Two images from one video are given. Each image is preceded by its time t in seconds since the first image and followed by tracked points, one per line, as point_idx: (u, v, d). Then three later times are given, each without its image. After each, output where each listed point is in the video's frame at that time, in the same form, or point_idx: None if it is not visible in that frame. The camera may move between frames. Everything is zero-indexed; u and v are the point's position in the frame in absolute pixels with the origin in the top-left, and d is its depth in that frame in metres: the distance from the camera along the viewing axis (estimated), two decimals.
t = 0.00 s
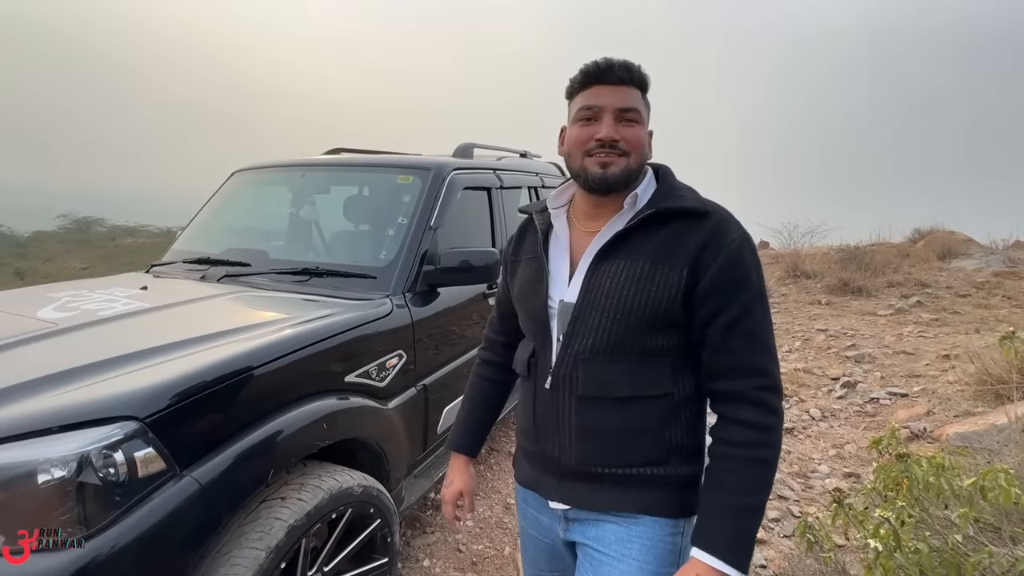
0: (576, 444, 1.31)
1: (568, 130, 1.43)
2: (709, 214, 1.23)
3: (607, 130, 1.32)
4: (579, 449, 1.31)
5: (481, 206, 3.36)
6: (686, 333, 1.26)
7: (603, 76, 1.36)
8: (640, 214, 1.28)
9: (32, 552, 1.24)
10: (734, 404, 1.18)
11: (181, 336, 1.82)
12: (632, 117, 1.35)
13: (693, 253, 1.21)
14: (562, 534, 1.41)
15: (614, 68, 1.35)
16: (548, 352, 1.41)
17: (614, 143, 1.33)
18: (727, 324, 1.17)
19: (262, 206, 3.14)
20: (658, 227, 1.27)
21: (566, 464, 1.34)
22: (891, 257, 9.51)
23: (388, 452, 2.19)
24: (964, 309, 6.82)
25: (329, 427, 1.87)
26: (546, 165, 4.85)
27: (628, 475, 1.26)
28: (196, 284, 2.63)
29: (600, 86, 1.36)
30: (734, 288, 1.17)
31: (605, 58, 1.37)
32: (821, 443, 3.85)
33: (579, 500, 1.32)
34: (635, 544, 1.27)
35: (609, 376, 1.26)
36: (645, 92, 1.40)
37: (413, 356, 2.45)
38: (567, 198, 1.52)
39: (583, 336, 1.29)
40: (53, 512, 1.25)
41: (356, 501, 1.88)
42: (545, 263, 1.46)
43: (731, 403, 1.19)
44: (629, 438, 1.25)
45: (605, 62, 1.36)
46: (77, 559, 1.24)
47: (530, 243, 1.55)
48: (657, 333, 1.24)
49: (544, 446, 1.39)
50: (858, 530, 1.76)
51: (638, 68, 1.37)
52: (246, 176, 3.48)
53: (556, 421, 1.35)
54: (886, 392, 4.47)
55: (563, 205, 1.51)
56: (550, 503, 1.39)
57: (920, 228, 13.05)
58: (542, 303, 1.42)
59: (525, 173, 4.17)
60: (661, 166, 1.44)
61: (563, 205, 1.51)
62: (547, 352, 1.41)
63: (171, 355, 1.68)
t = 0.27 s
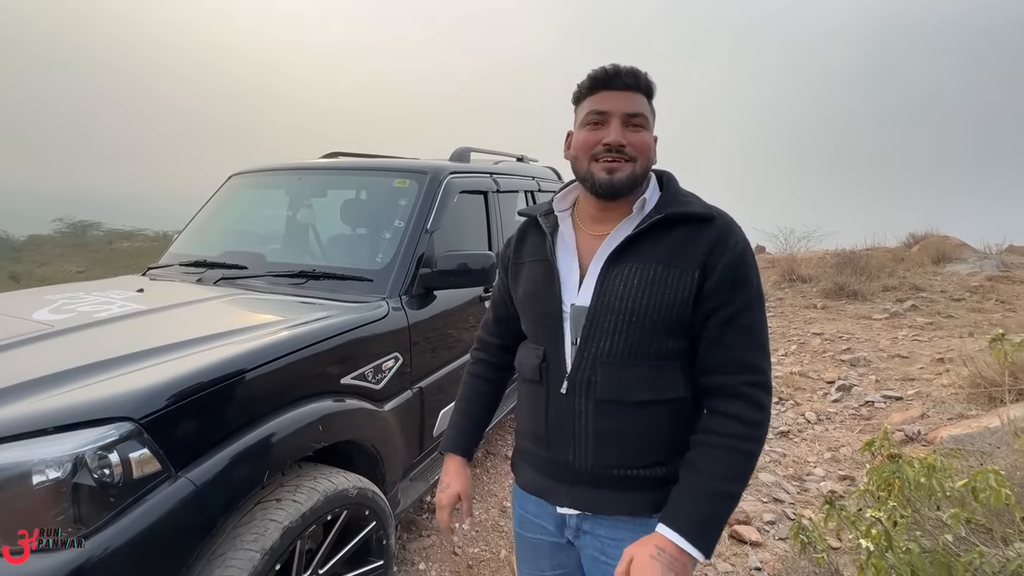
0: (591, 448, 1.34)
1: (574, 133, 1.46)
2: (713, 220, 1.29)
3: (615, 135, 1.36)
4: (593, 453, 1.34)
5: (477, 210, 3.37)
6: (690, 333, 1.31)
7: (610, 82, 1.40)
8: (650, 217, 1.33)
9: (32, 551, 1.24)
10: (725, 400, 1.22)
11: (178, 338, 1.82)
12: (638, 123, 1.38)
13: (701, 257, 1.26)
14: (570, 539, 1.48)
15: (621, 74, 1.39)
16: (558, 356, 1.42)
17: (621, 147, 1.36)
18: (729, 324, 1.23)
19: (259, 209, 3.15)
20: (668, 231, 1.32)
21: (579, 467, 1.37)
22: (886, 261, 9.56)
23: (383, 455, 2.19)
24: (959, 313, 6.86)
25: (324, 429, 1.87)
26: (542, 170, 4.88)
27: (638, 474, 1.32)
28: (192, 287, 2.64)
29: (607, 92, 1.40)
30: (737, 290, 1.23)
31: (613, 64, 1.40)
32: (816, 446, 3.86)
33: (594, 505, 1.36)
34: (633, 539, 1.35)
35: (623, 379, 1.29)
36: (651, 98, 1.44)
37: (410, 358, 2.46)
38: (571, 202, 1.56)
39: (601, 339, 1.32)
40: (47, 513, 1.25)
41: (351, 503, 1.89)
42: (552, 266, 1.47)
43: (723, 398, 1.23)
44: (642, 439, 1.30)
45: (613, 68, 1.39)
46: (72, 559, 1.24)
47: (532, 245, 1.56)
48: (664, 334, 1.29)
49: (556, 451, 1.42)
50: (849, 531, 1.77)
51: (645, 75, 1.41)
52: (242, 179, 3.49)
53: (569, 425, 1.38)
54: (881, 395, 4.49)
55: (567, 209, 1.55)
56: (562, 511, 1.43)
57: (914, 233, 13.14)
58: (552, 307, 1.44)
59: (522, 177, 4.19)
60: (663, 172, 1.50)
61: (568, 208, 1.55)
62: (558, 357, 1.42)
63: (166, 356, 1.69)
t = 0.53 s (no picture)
0: (619, 451, 1.42)
1: (585, 142, 1.48)
2: (724, 229, 1.37)
3: (627, 155, 1.38)
4: (622, 456, 1.42)
5: (469, 214, 3.38)
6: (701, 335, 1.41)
7: (623, 96, 1.40)
8: (667, 228, 1.40)
9: (32, 552, 1.24)
10: (728, 395, 1.33)
11: (165, 342, 1.81)
12: (651, 139, 1.40)
13: (717, 266, 1.35)
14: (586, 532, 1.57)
15: (634, 87, 1.38)
16: (585, 364, 1.45)
17: (633, 167, 1.40)
18: (739, 327, 1.34)
19: (250, 214, 3.14)
20: (685, 240, 1.39)
21: (606, 469, 1.45)
22: (877, 266, 9.63)
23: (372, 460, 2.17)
24: (949, 316, 6.91)
25: (313, 433, 1.87)
26: (536, 174, 4.89)
27: (659, 471, 1.43)
28: (181, 291, 2.62)
29: (620, 105, 1.40)
30: (746, 295, 1.34)
31: (625, 75, 1.39)
32: (808, 449, 3.87)
33: (619, 502, 1.45)
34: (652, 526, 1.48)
35: (650, 385, 1.37)
36: (662, 106, 1.44)
37: (401, 362, 2.46)
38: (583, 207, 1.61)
39: (628, 347, 1.38)
40: (29, 518, 1.24)
41: (340, 507, 1.88)
42: (574, 275, 1.48)
43: (728, 393, 1.34)
44: (665, 440, 1.40)
45: (626, 80, 1.38)
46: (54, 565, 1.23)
47: (546, 251, 1.56)
48: (682, 339, 1.37)
49: (583, 456, 1.47)
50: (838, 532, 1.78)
51: (657, 85, 1.40)
52: (233, 183, 3.48)
53: (595, 430, 1.44)
54: (872, 398, 4.51)
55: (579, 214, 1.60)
56: (584, 509, 1.51)
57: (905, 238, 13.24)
58: (575, 316, 1.46)
59: (514, 182, 4.20)
60: (672, 178, 1.54)
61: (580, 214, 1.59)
62: (584, 366, 1.45)
63: (154, 360, 1.68)
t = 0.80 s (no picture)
0: (634, 441, 1.53)
1: (625, 145, 1.61)
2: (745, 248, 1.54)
3: (664, 157, 1.51)
4: (635, 446, 1.53)
5: (461, 218, 3.38)
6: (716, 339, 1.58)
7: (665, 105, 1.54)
8: (695, 238, 1.53)
9: (32, 552, 1.24)
10: (749, 400, 1.54)
11: (153, 346, 1.81)
12: (686, 145, 1.54)
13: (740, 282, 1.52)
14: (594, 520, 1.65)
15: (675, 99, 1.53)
16: (606, 360, 1.53)
17: (669, 168, 1.52)
18: (755, 337, 1.52)
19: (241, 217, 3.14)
20: (710, 253, 1.54)
21: (618, 457, 1.55)
22: (868, 269, 9.71)
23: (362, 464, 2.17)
24: (938, 319, 6.98)
25: (303, 438, 1.86)
26: (528, 179, 4.91)
27: (669, 461, 1.57)
28: (171, 295, 2.61)
29: (662, 113, 1.54)
30: (763, 309, 1.52)
31: (669, 87, 1.54)
32: (799, 451, 3.89)
33: (627, 487, 1.56)
34: (660, 510, 1.61)
35: (671, 381, 1.51)
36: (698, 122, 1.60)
37: (393, 366, 2.46)
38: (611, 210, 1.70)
39: (652, 346, 1.50)
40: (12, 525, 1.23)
41: (330, 512, 1.87)
42: (603, 272, 1.56)
43: (746, 398, 1.55)
44: (673, 433, 1.54)
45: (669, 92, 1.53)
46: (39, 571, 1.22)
47: (575, 247, 1.63)
48: (703, 343, 1.52)
49: (596, 445, 1.55)
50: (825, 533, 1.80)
51: (696, 100, 1.55)
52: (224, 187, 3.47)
53: (612, 422, 1.53)
54: (862, 400, 4.55)
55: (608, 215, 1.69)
56: (596, 497, 1.58)
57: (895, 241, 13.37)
58: (600, 312, 1.54)
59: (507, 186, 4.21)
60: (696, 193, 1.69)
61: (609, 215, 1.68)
62: (605, 361, 1.53)
63: (142, 365, 1.67)
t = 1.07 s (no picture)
0: (635, 440, 1.55)
1: (638, 161, 1.61)
2: (746, 260, 1.57)
3: (676, 175, 1.52)
4: (636, 443, 1.55)
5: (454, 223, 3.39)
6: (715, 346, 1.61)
7: (680, 124, 1.56)
8: (701, 251, 1.56)
9: (32, 552, 1.25)
10: (746, 406, 1.58)
11: (143, 353, 1.80)
12: (698, 165, 1.55)
13: (741, 293, 1.55)
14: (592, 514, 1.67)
15: (690, 118, 1.55)
16: (611, 361, 1.55)
17: (681, 186, 1.53)
18: (753, 346, 1.57)
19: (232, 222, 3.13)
20: (714, 264, 1.56)
21: (620, 455, 1.56)
22: (858, 272, 9.80)
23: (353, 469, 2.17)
24: (926, 321, 7.05)
25: (294, 443, 1.86)
26: (521, 183, 4.93)
27: (667, 460, 1.59)
28: (161, 301, 2.60)
29: (675, 132, 1.56)
30: (762, 320, 1.56)
31: (683, 106, 1.56)
32: (790, 453, 3.92)
33: (628, 483, 1.58)
34: (659, 508, 1.63)
35: (673, 384, 1.53)
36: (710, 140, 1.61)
37: (385, 371, 2.46)
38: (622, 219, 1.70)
39: (656, 349, 1.52)
40: None
41: (320, 518, 1.87)
42: (611, 276, 1.58)
43: (744, 404, 1.59)
44: (673, 433, 1.57)
45: (684, 111, 1.55)
46: None
47: (585, 250, 1.64)
48: (704, 349, 1.55)
49: (598, 441, 1.57)
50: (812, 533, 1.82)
51: (710, 120, 1.57)
52: (216, 192, 3.46)
53: (615, 421, 1.55)
54: (852, 402, 4.59)
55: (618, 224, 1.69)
56: (597, 490, 1.60)
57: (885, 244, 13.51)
58: (606, 314, 1.56)
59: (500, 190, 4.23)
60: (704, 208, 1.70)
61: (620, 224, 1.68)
62: (611, 362, 1.55)
63: (132, 372, 1.66)
